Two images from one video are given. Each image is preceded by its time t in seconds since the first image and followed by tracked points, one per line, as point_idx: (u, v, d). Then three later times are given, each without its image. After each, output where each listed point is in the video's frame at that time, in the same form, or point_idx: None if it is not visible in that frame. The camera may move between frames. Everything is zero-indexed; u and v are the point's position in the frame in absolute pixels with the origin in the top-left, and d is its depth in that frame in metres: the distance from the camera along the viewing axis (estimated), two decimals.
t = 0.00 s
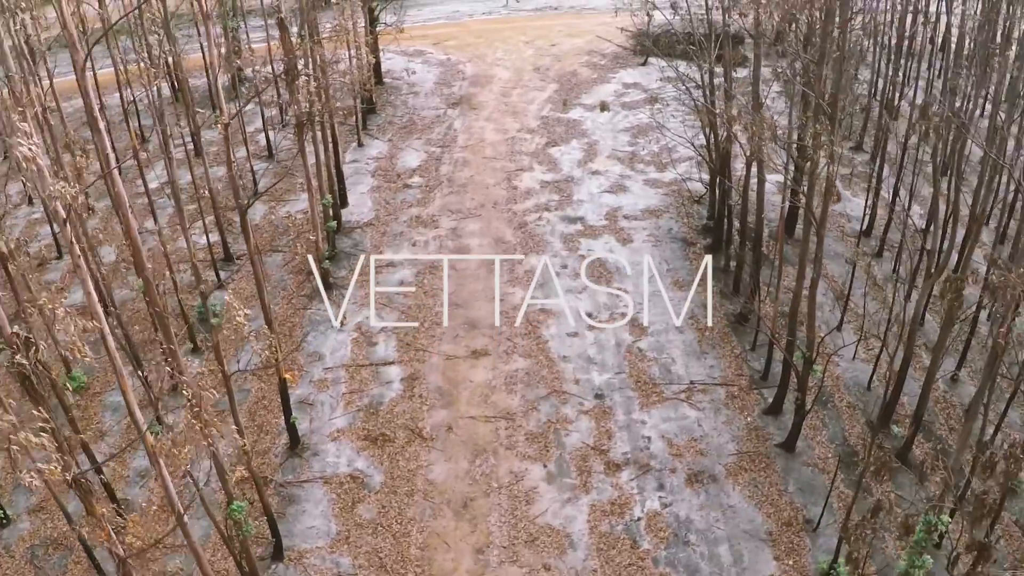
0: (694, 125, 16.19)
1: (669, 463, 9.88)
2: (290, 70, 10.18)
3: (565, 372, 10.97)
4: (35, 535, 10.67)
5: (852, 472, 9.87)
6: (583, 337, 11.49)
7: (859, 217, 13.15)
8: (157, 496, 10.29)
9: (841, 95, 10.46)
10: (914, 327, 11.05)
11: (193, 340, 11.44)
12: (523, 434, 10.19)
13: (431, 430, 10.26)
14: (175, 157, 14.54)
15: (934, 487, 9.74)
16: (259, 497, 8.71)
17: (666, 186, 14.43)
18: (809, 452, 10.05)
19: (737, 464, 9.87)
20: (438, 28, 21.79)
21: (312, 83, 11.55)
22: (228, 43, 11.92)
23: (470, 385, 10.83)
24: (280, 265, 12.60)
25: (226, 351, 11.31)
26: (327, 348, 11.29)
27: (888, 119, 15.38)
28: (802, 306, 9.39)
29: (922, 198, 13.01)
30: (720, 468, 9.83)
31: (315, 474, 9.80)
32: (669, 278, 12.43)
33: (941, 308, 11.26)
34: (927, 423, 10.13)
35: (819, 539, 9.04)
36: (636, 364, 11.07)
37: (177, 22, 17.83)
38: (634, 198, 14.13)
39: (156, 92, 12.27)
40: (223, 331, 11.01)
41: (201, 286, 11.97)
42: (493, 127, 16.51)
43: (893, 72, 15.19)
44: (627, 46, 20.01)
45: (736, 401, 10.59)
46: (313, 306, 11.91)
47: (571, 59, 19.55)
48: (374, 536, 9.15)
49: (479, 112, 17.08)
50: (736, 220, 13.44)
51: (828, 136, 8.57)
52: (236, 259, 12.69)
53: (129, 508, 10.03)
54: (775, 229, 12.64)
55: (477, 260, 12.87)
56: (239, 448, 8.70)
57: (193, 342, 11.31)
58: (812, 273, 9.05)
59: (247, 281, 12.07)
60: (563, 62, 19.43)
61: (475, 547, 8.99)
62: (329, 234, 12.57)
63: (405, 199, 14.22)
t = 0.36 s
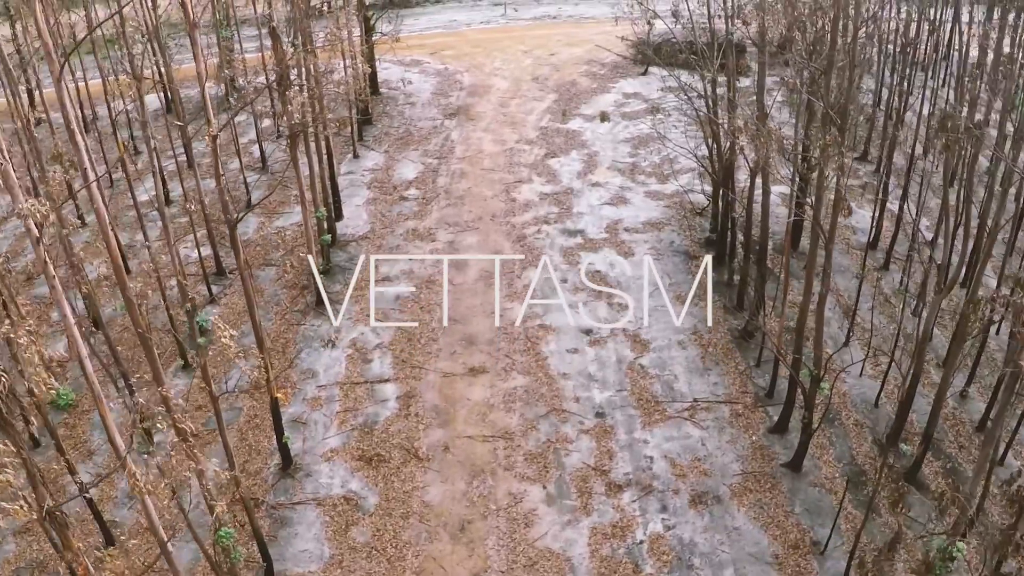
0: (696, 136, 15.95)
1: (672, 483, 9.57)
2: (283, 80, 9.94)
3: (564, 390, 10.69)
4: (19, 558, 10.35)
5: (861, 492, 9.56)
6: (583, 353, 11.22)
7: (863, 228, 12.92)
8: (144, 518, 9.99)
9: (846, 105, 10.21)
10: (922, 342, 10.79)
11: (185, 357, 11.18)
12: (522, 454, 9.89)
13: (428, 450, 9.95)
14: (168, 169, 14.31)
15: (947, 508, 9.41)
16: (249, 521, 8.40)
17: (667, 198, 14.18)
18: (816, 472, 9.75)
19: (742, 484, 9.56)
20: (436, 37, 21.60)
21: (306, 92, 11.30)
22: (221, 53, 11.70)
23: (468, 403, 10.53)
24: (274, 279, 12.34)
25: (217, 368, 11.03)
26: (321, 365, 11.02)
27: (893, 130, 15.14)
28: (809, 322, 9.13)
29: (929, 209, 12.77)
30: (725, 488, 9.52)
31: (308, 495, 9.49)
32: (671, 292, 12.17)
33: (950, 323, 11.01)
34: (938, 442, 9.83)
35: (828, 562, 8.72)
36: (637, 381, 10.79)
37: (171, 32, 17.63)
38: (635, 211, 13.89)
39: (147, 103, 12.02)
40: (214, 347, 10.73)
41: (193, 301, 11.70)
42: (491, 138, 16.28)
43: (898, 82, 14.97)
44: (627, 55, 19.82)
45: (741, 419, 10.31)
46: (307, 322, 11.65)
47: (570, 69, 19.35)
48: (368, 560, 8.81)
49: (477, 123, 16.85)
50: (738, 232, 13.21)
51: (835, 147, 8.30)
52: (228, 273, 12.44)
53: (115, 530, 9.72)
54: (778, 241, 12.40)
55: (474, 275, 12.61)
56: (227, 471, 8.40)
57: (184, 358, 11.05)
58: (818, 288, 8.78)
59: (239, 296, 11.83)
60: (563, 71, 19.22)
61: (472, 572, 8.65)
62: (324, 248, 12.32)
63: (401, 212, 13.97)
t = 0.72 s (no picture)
0: (698, 146, 15.72)
1: (676, 505, 9.27)
2: (276, 91, 9.70)
3: (565, 409, 10.41)
4: None
5: (871, 513, 9.26)
6: (583, 371, 10.95)
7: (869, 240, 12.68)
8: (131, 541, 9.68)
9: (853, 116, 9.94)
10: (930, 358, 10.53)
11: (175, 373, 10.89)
12: (521, 475, 9.60)
13: (424, 471, 9.65)
14: (160, 181, 14.08)
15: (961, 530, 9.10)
16: (238, 546, 8.08)
17: (669, 210, 13.94)
18: (824, 492, 9.44)
19: (748, 506, 9.26)
20: (433, 47, 21.39)
21: (299, 102, 11.04)
22: (213, 63, 11.44)
23: (465, 423, 10.25)
24: (266, 294, 12.08)
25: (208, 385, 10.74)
26: (314, 382, 10.74)
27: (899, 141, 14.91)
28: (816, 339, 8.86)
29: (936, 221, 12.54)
30: (731, 510, 9.22)
31: (301, 517, 9.17)
32: (673, 307, 11.91)
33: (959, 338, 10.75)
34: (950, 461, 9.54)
35: None
36: (639, 399, 10.52)
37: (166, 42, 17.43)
38: (636, 223, 13.64)
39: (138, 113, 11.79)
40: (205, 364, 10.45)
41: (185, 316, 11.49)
42: (490, 148, 16.05)
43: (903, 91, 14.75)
44: (627, 65, 19.61)
45: (746, 438, 10.02)
46: (301, 338, 11.38)
47: (570, 78, 19.13)
48: None
49: (475, 133, 16.62)
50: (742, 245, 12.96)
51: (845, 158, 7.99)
52: (221, 287, 12.22)
53: (100, 555, 9.41)
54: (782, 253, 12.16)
55: (472, 289, 12.35)
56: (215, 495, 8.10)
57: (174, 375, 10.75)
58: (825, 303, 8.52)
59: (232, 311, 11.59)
60: (562, 81, 19.00)
61: None
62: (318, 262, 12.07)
63: (398, 224, 13.72)
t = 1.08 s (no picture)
0: (701, 157, 15.48)
1: (680, 527, 8.93)
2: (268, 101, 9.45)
3: (565, 428, 10.11)
4: None
5: (882, 535, 8.92)
6: (584, 388, 10.66)
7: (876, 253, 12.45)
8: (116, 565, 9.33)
9: (861, 126, 9.66)
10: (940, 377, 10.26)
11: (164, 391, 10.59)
12: (520, 497, 9.26)
13: (421, 493, 9.32)
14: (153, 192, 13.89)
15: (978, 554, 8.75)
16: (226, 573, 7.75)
17: (671, 222, 13.68)
18: (833, 514, 9.11)
19: (755, 528, 8.92)
20: (430, 56, 21.19)
21: (294, 112, 10.78)
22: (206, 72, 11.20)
23: (463, 442, 9.94)
24: (260, 309, 11.83)
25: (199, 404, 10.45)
26: (309, 400, 10.45)
27: (905, 152, 14.68)
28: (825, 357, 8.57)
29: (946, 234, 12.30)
30: (737, 533, 8.88)
31: (292, 540, 8.83)
32: (677, 322, 11.63)
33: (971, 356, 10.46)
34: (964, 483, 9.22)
35: None
36: (642, 418, 10.22)
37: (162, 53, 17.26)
38: (638, 236, 13.38)
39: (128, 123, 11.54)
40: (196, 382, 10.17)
41: (176, 331, 11.24)
42: (489, 160, 15.81)
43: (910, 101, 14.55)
44: (628, 75, 19.40)
45: (752, 458, 9.71)
46: (295, 355, 11.11)
47: (570, 88, 18.91)
48: None
49: (474, 144, 16.39)
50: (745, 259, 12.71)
51: (857, 170, 7.71)
52: (213, 302, 11.99)
53: None
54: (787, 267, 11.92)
55: (470, 304, 12.08)
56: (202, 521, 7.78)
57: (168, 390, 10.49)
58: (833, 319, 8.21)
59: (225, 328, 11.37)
60: (562, 91, 18.79)
61: None
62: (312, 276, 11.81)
63: (394, 237, 13.46)
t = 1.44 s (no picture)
0: (705, 168, 15.24)
1: (686, 550, 8.61)
2: (261, 112, 9.20)
3: (567, 447, 9.82)
4: None
5: (895, 559, 8.60)
6: (586, 406, 10.37)
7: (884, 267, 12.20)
8: None
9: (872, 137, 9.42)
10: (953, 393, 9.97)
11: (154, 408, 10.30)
12: (521, 519, 8.95)
13: (417, 515, 9.01)
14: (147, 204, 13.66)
15: None
16: None
17: (675, 235, 13.43)
18: (844, 536, 8.80)
19: (763, 551, 8.60)
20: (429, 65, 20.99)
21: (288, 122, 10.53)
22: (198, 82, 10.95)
23: (461, 462, 9.65)
24: (253, 323, 11.58)
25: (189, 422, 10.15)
26: (303, 418, 10.15)
27: (913, 163, 14.42)
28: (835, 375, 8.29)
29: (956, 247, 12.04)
30: (745, 556, 8.56)
31: (284, 564, 8.50)
32: (682, 338, 11.36)
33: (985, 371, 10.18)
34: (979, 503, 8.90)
35: None
36: (646, 437, 9.93)
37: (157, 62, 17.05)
38: (641, 249, 13.13)
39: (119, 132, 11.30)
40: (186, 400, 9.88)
41: (167, 346, 10.97)
42: (488, 170, 15.57)
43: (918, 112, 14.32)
44: (630, 84, 19.18)
45: (760, 478, 9.41)
46: (289, 371, 10.83)
47: (571, 97, 18.69)
48: None
49: (473, 154, 16.16)
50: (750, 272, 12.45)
51: (871, 181, 7.43)
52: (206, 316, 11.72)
53: None
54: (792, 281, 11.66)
55: (469, 319, 11.81)
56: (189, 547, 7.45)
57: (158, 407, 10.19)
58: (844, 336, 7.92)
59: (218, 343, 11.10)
60: (563, 100, 18.57)
61: None
62: (308, 290, 11.55)
63: (392, 250, 13.20)
